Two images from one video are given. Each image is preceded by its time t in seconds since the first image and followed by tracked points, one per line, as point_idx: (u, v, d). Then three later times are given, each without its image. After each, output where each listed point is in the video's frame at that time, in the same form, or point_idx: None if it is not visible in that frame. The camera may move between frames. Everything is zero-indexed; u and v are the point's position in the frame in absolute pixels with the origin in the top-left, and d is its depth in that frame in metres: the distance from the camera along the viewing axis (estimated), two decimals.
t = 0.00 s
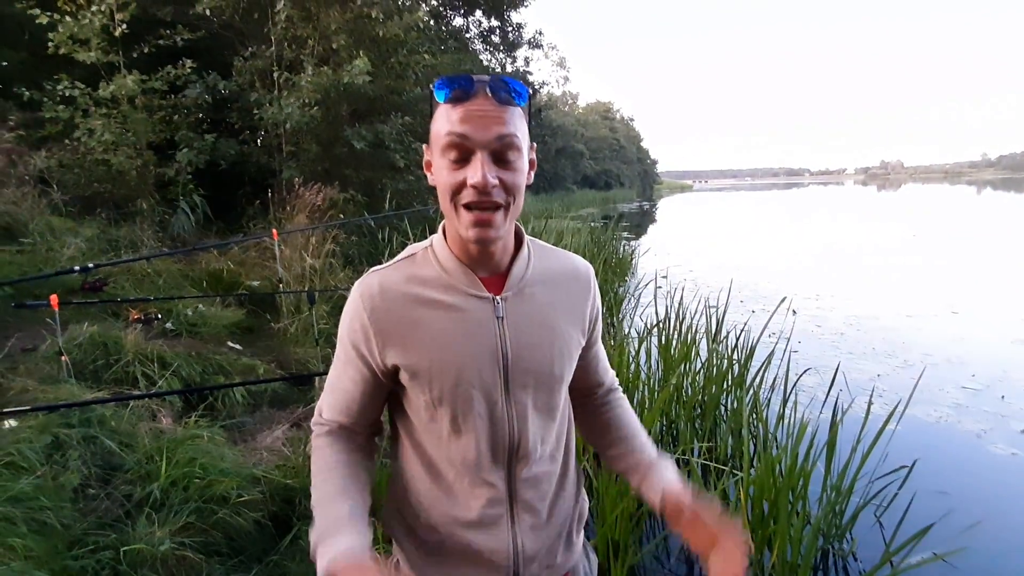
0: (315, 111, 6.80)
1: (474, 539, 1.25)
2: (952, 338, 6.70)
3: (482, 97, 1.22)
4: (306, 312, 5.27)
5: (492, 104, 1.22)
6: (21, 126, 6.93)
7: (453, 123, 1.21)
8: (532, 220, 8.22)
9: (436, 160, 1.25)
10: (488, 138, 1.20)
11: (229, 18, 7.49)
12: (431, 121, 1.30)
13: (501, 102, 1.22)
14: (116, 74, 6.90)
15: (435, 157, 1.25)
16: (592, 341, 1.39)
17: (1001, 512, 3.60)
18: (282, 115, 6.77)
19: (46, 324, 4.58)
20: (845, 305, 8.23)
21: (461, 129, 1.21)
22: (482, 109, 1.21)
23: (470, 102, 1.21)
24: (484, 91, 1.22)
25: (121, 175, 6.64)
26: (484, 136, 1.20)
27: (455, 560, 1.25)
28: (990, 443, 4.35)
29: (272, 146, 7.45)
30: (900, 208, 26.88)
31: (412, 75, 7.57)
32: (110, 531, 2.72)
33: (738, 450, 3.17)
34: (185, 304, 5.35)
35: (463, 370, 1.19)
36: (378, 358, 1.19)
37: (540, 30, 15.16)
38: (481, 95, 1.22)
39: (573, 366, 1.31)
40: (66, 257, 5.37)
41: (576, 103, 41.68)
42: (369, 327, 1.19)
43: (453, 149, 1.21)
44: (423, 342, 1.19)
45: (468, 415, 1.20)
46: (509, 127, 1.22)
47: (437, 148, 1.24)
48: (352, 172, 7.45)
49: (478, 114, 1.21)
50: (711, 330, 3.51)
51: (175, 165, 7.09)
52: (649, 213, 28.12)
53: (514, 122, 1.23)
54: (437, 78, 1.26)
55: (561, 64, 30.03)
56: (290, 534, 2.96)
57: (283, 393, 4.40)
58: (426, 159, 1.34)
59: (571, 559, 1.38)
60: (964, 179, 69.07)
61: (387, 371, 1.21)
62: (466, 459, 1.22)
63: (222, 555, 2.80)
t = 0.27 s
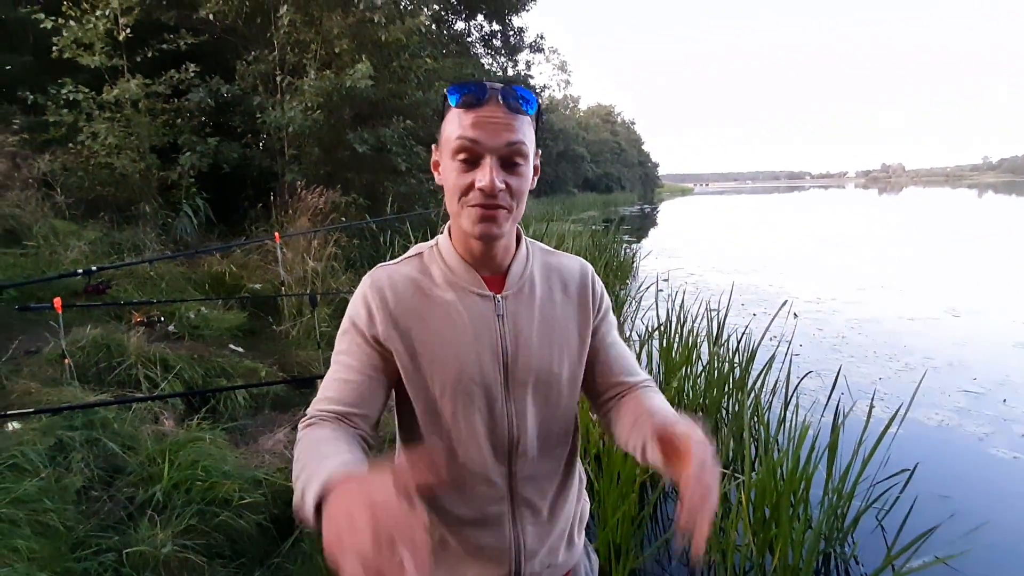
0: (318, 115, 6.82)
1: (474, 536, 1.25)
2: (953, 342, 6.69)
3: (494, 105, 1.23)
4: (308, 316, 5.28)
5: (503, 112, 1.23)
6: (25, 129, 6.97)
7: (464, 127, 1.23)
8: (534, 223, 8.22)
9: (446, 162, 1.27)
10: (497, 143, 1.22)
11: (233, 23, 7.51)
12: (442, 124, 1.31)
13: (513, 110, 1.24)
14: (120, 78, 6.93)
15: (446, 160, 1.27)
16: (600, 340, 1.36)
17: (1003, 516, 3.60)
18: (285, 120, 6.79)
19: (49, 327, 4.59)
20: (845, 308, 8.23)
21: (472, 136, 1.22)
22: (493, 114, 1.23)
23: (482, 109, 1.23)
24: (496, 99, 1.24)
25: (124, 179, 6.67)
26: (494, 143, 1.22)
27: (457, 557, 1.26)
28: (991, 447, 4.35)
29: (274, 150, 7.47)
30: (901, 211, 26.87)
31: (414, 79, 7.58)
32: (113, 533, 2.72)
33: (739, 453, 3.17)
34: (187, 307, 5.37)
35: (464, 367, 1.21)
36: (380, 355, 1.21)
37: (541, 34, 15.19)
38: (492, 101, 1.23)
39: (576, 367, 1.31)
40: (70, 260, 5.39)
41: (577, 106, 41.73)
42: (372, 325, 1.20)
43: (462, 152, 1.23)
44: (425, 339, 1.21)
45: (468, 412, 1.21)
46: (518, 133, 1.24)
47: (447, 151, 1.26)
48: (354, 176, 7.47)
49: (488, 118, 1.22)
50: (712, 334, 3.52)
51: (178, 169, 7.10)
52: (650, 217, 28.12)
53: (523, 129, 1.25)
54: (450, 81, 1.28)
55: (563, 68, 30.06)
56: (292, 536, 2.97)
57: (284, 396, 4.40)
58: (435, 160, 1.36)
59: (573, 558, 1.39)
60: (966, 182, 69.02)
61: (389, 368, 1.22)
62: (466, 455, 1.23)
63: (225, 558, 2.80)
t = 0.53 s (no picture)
0: (319, 119, 6.84)
1: (474, 545, 1.26)
2: (955, 346, 6.70)
3: (511, 105, 1.24)
4: (309, 319, 5.29)
5: (520, 114, 1.24)
6: (28, 134, 7.02)
7: (480, 128, 1.23)
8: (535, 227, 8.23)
9: (460, 160, 1.27)
10: (511, 144, 1.22)
11: (236, 28, 7.54)
12: (457, 124, 1.32)
13: (529, 112, 1.25)
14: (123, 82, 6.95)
15: (460, 158, 1.27)
16: (600, 352, 1.36)
17: (1005, 520, 3.60)
18: (287, 123, 6.82)
19: (52, 330, 4.61)
20: (846, 312, 8.23)
21: (488, 134, 1.23)
22: (508, 117, 1.24)
23: (499, 109, 1.24)
24: (514, 100, 1.25)
25: (127, 183, 6.69)
26: (509, 144, 1.22)
27: (457, 566, 1.27)
28: (993, 451, 4.35)
29: (276, 154, 7.49)
30: (903, 215, 26.87)
31: (416, 84, 7.60)
32: (114, 536, 2.73)
33: (740, 457, 3.18)
34: (189, 310, 5.39)
35: (468, 375, 1.22)
36: (387, 361, 1.23)
37: (542, 38, 15.24)
38: (508, 104, 1.24)
39: (580, 376, 1.32)
40: (73, 263, 5.42)
41: (578, 110, 41.80)
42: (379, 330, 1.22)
43: (475, 154, 1.24)
44: (431, 346, 1.22)
45: (471, 421, 1.23)
46: (532, 137, 1.24)
47: (460, 152, 1.27)
48: (356, 180, 7.49)
49: (504, 119, 1.23)
50: (713, 337, 3.53)
51: (181, 172, 7.10)
52: (651, 220, 28.15)
53: (537, 132, 1.26)
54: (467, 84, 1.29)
55: (564, 72, 30.13)
56: (293, 540, 2.98)
57: (286, 399, 4.42)
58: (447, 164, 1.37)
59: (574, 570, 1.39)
60: (967, 186, 69.01)
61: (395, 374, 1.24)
62: (468, 464, 1.24)
63: (226, 561, 2.81)
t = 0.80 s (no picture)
0: (321, 123, 6.85)
1: (478, 555, 1.25)
2: (956, 350, 6.69)
3: (533, 119, 1.22)
4: (310, 323, 5.29)
5: (542, 128, 1.23)
6: (31, 137, 7.06)
7: (500, 140, 1.21)
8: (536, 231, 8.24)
9: (479, 172, 1.24)
10: (532, 160, 1.20)
11: (238, 33, 7.56)
12: (472, 133, 1.29)
13: (551, 126, 1.24)
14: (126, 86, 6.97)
15: (478, 170, 1.24)
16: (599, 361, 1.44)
17: (1007, 526, 3.59)
18: (289, 128, 6.83)
19: (53, 334, 4.62)
20: (847, 316, 8.23)
21: (510, 147, 1.20)
22: (530, 131, 1.21)
23: (521, 122, 1.22)
24: (535, 114, 1.23)
25: (129, 186, 6.71)
26: (530, 159, 1.20)
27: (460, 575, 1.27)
28: (995, 456, 4.35)
29: (277, 157, 7.50)
30: (904, 219, 26.84)
31: (418, 88, 7.60)
32: (114, 540, 2.72)
33: (741, 462, 3.18)
34: (190, 313, 5.39)
35: (477, 388, 1.21)
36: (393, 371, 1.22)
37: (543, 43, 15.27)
38: (530, 116, 1.22)
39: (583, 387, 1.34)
40: (74, 267, 5.43)
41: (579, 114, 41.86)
42: (386, 340, 1.21)
43: (493, 168, 1.21)
44: (439, 358, 1.21)
45: (477, 431, 1.23)
46: (554, 152, 1.23)
47: (477, 164, 1.24)
48: (357, 184, 7.50)
49: (526, 133, 1.21)
50: (714, 341, 3.53)
51: (182, 176, 7.11)
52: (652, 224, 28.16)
53: (558, 148, 1.24)
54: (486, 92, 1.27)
55: (565, 76, 30.19)
56: (294, 544, 2.97)
57: (286, 403, 4.41)
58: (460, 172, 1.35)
59: None
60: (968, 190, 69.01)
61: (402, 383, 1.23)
62: (473, 473, 1.24)
63: (226, 566, 2.80)
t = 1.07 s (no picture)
0: (322, 127, 6.86)
1: (480, 557, 1.25)
2: (957, 354, 6.69)
3: (527, 126, 1.23)
4: (311, 326, 5.29)
5: (537, 135, 1.23)
6: (33, 140, 7.08)
7: (495, 148, 1.22)
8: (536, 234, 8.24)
9: (475, 180, 1.25)
10: (530, 167, 1.21)
11: (241, 37, 7.57)
12: (469, 140, 1.30)
13: (546, 133, 1.24)
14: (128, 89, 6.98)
15: (474, 178, 1.25)
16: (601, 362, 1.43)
17: (1009, 531, 3.59)
18: (290, 131, 6.84)
19: (54, 336, 4.62)
20: (847, 320, 8.23)
21: (505, 156, 1.21)
22: (526, 138, 1.22)
23: (517, 129, 1.22)
24: (530, 121, 1.23)
25: (131, 189, 6.73)
26: (525, 167, 1.21)
27: None
28: (996, 461, 4.34)
29: (279, 161, 7.51)
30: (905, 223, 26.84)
31: (419, 92, 7.61)
32: (113, 543, 2.72)
33: (742, 466, 3.18)
34: (191, 316, 5.40)
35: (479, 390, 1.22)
36: (393, 377, 1.21)
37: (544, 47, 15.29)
38: (525, 123, 1.23)
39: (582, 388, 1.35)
40: (76, 269, 5.44)
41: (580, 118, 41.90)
42: (386, 346, 1.20)
43: (489, 175, 1.22)
44: (440, 362, 1.20)
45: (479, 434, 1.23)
46: (550, 158, 1.24)
47: (474, 171, 1.25)
48: (358, 187, 7.51)
49: (521, 141, 1.22)
50: (714, 344, 3.53)
51: (184, 179, 7.12)
52: (652, 228, 28.17)
53: (554, 153, 1.25)
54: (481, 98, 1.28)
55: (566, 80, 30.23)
56: (293, 547, 2.97)
57: (286, 406, 4.41)
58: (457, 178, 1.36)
59: None
60: (968, 195, 69.04)
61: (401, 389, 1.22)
62: (475, 475, 1.24)
63: (225, 569, 2.80)
